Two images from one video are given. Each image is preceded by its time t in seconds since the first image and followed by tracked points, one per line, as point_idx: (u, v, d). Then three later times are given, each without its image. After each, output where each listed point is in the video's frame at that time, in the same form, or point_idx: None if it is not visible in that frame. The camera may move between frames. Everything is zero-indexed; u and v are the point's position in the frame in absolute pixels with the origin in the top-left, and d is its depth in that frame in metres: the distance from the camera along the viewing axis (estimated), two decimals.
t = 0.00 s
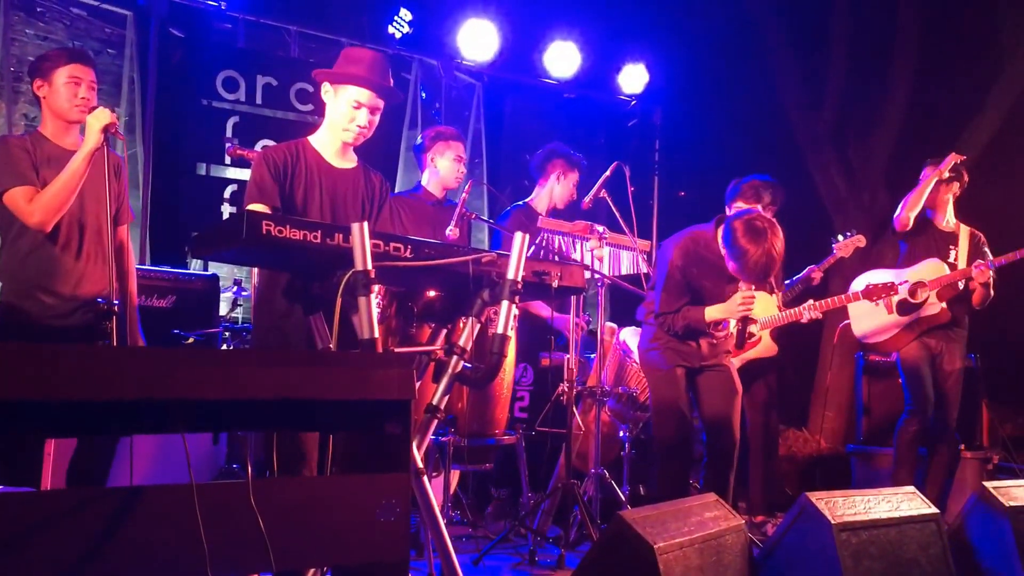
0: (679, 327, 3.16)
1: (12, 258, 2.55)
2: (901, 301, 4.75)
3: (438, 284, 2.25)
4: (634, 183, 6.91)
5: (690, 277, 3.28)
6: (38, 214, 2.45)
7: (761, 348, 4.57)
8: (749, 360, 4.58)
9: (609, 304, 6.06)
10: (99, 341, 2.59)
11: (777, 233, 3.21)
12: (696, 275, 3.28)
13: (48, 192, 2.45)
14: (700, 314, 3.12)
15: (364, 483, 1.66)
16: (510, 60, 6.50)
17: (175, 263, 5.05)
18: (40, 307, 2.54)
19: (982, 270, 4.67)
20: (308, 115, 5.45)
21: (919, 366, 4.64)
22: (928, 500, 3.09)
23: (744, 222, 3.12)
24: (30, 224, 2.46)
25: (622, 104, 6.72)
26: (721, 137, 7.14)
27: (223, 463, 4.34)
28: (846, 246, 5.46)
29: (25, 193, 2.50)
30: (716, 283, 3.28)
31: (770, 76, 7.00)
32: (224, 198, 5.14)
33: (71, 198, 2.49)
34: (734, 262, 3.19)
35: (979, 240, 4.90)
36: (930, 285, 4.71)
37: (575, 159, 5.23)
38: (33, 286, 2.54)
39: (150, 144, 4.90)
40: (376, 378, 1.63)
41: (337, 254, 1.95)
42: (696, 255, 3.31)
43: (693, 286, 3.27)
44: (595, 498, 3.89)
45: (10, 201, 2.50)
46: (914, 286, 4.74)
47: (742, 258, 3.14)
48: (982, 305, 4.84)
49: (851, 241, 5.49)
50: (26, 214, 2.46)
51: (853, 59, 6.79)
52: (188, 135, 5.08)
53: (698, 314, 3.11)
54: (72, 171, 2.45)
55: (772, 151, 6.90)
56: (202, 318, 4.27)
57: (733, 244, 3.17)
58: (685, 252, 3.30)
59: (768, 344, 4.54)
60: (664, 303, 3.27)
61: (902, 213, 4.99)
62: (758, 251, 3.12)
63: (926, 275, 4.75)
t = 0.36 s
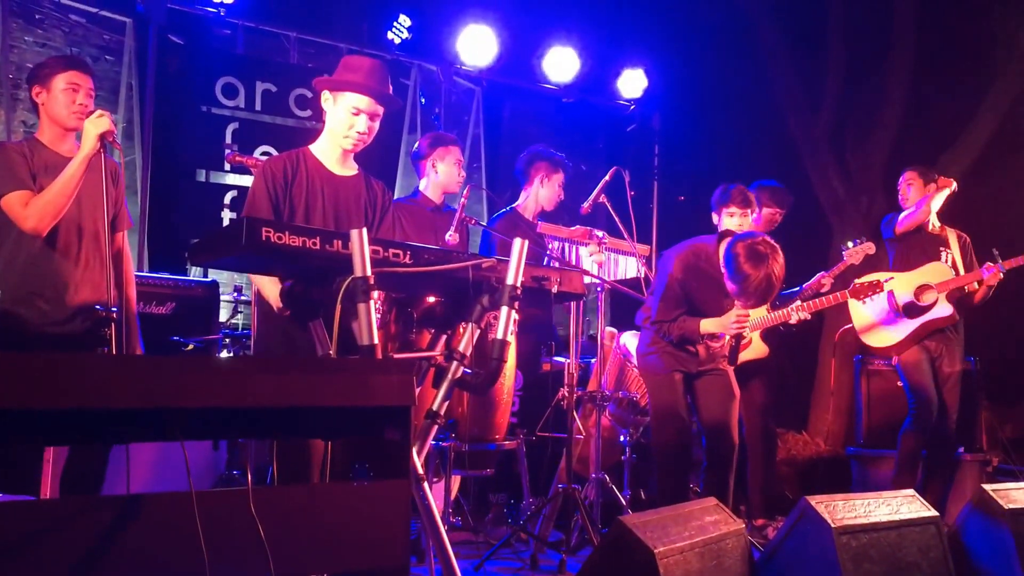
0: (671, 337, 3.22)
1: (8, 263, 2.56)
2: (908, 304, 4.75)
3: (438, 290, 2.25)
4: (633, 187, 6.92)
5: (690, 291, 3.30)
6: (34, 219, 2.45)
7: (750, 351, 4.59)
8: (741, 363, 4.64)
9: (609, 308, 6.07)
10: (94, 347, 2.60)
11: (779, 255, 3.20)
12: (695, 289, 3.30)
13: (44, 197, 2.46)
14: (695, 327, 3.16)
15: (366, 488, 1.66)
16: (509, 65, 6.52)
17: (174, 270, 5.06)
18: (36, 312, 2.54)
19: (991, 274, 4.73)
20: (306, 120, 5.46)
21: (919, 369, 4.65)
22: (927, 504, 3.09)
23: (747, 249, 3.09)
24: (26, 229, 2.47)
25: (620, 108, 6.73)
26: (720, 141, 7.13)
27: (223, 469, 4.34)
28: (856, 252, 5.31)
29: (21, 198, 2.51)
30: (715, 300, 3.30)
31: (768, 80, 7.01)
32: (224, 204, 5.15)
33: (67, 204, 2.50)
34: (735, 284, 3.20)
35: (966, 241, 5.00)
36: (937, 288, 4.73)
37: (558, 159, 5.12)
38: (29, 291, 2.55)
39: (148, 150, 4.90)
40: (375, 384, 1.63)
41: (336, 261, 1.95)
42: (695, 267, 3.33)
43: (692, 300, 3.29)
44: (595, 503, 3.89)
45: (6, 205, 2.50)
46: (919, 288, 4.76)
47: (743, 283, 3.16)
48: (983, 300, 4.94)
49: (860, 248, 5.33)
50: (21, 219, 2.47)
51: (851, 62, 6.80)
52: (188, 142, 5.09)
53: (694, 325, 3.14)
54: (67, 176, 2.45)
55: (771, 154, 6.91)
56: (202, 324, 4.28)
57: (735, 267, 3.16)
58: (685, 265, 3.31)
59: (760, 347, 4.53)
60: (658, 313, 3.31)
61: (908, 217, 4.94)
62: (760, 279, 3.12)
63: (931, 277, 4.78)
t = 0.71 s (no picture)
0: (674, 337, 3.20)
1: (15, 272, 2.57)
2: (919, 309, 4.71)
3: (437, 295, 2.25)
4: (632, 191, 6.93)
5: (690, 288, 3.31)
6: (37, 227, 2.46)
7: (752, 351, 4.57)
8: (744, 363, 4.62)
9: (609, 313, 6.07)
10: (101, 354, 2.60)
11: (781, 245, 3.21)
12: (696, 286, 3.30)
13: (47, 206, 2.46)
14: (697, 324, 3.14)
15: (366, 495, 1.65)
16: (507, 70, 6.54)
17: (174, 276, 5.06)
18: (40, 320, 2.54)
19: (995, 274, 4.79)
20: (305, 126, 5.46)
21: (919, 372, 4.64)
22: (927, 506, 3.09)
23: (750, 235, 3.10)
24: (30, 237, 2.47)
25: (619, 113, 6.74)
26: (719, 145, 7.14)
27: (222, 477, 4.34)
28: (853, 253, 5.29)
29: (25, 208, 2.52)
30: (715, 297, 3.29)
31: (766, 84, 7.03)
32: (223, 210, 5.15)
33: (70, 212, 2.50)
34: (738, 275, 3.18)
35: (965, 248, 5.03)
36: (945, 291, 4.72)
37: (537, 154, 5.10)
38: (34, 299, 2.55)
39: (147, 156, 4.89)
40: (375, 390, 1.62)
41: (335, 267, 1.95)
42: (694, 266, 3.32)
43: (692, 298, 3.29)
44: (596, 507, 3.89)
45: (11, 215, 2.51)
46: (927, 291, 4.72)
47: (745, 272, 3.13)
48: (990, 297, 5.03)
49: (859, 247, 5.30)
50: (26, 228, 2.47)
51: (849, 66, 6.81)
52: (187, 148, 5.09)
53: (696, 324, 3.13)
54: (68, 184, 2.46)
55: (768, 159, 6.94)
56: (201, 331, 4.28)
57: (737, 257, 3.15)
58: (686, 261, 3.32)
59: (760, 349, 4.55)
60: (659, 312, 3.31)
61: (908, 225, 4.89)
62: (762, 267, 3.09)
63: (937, 281, 4.76)
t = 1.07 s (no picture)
0: (679, 326, 3.17)
1: (23, 281, 2.59)
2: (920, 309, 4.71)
3: (437, 300, 2.25)
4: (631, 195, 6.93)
5: (690, 276, 3.30)
6: (44, 237, 2.48)
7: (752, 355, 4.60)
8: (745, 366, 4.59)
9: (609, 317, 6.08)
10: (104, 363, 2.58)
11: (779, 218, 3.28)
12: (695, 272, 3.31)
13: (53, 215, 2.49)
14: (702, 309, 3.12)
15: (365, 501, 1.65)
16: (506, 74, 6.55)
17: (173, 281, 5.06)
18: (48, 328, 2.56)
19: (996, 273, 4.80)
20: (304, 131, 5.46)
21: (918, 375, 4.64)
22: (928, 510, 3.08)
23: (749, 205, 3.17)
24: (37, 247, 2.50)
25: (617, 117, 6.75)
26: (719, 148, 7.14)
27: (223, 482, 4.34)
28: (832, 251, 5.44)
29: (33, 217, 2.55)
30: (715, 283, 3.31)
31: (764, 87, 7.05)
32: (222, 215, 5.16)
33: (76, 221, 2.52)
34: (740, 249, 3.23)
35: (968, 249, 4.98)
36: (946, 294, 4.71)
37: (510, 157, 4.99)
38: (41, 308, 2.56)
39: (145, 162, 4.91)
40: (374, 395, 1.62)
41: (334, 272, 1.95)
42: (694, 251, 3.34)
43: (693, 287, 3.29)
44: (596, 512, 3.88)
45: (21, 224, 2.55)
46: (927, 294, 4.73)
47: (746, 244, 3.18)
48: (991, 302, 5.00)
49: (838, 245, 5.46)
50: (33, 238, 2.50)
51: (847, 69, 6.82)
52: (185, 153, 5.08)
53: (699, 315, 3.10)
54: (74, 193, 2.48)
55: (767, 162, 6.94)
56: (201, 337, 4.29)
57: (737, 230, 3.20)
58: (685, 249, 3.33)
59: (762, 351, 4.58)
60: (664, 302, 3.28)
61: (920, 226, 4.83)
62: (762, 237, 3.15)
63: (938, 283, 4.74)
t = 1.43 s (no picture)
0: (695, 302, 3.10)
1: (25, 287, 2.59)
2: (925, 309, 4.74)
3: (435, 305, 2.25)
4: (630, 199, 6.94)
5: (690, 255, 3.28)
6: (44, 243, 2.49)
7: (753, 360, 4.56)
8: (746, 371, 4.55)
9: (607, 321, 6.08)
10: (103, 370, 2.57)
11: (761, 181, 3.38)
12: (696, 253, 3.29)
13: (52, 221, 2.50)
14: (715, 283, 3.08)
15: (364, 507, 1.64)
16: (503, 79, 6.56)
17: (172, 286, 5.06)
18: (49, 333, 2.56)
19: (992, 258, 4.71)
20: (302, 136, 5.44)
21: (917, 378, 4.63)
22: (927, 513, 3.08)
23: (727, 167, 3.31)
24: (37, 253, 2.51)
25: (615, 121, 6.76)
26: (717, 152, 7.14)
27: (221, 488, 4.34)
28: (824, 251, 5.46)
29: (34, 223, 2.56)
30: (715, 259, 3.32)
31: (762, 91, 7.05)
32: (222, 220, 5.17)
33: (76, 226, 2.53)
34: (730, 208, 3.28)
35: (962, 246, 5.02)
36: (946, 290, 4.75)
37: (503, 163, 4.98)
38: (42, 313, 2.56)
39: (143, 167, 4.92)
40: (372, 401, 1.62)
41: (332, 277, 1.95)
42: (691, 231, 3.34)
43: (696, 268, 3.26)
44: (596, 516, 3.89)
45: (22, 231, 2.56)
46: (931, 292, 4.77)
47: (735, 200, 3.25)
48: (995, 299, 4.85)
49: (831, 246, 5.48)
50: (33, 244, 2.51)
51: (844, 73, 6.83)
52: (183, 158, 5.07)
53: (712, 291, 3.06)
54: (73, 199, 2.48)
55: (765, 166, 6.95)
56: (198, 342, 4.29)
57: (723, 191, 3.29)
58: (681, 232, 3.32)
59: (760, 357, 4.53)
60: (673, 284, 3.22)
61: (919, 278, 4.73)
62: (747, 186, 3.23)
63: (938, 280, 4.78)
